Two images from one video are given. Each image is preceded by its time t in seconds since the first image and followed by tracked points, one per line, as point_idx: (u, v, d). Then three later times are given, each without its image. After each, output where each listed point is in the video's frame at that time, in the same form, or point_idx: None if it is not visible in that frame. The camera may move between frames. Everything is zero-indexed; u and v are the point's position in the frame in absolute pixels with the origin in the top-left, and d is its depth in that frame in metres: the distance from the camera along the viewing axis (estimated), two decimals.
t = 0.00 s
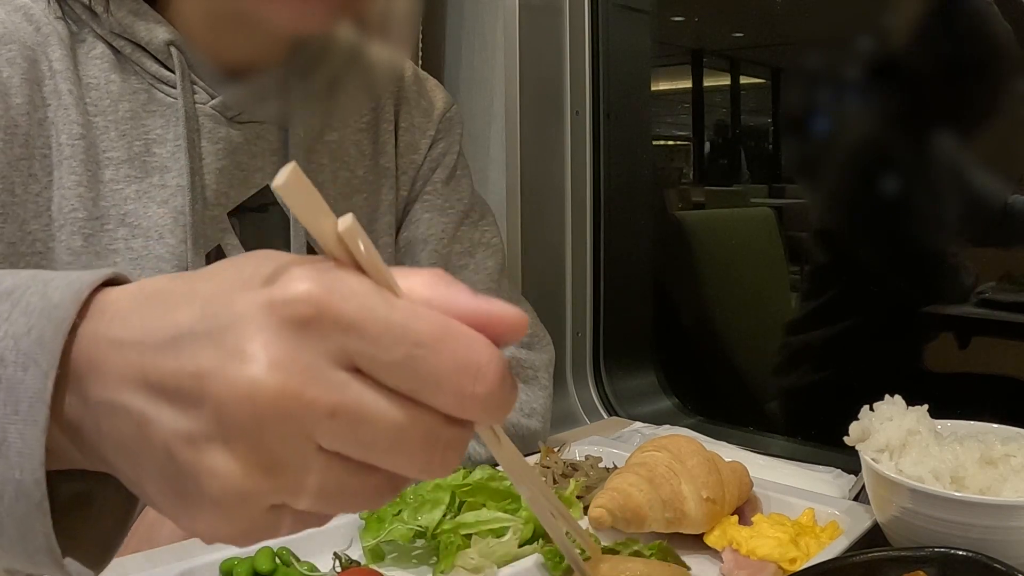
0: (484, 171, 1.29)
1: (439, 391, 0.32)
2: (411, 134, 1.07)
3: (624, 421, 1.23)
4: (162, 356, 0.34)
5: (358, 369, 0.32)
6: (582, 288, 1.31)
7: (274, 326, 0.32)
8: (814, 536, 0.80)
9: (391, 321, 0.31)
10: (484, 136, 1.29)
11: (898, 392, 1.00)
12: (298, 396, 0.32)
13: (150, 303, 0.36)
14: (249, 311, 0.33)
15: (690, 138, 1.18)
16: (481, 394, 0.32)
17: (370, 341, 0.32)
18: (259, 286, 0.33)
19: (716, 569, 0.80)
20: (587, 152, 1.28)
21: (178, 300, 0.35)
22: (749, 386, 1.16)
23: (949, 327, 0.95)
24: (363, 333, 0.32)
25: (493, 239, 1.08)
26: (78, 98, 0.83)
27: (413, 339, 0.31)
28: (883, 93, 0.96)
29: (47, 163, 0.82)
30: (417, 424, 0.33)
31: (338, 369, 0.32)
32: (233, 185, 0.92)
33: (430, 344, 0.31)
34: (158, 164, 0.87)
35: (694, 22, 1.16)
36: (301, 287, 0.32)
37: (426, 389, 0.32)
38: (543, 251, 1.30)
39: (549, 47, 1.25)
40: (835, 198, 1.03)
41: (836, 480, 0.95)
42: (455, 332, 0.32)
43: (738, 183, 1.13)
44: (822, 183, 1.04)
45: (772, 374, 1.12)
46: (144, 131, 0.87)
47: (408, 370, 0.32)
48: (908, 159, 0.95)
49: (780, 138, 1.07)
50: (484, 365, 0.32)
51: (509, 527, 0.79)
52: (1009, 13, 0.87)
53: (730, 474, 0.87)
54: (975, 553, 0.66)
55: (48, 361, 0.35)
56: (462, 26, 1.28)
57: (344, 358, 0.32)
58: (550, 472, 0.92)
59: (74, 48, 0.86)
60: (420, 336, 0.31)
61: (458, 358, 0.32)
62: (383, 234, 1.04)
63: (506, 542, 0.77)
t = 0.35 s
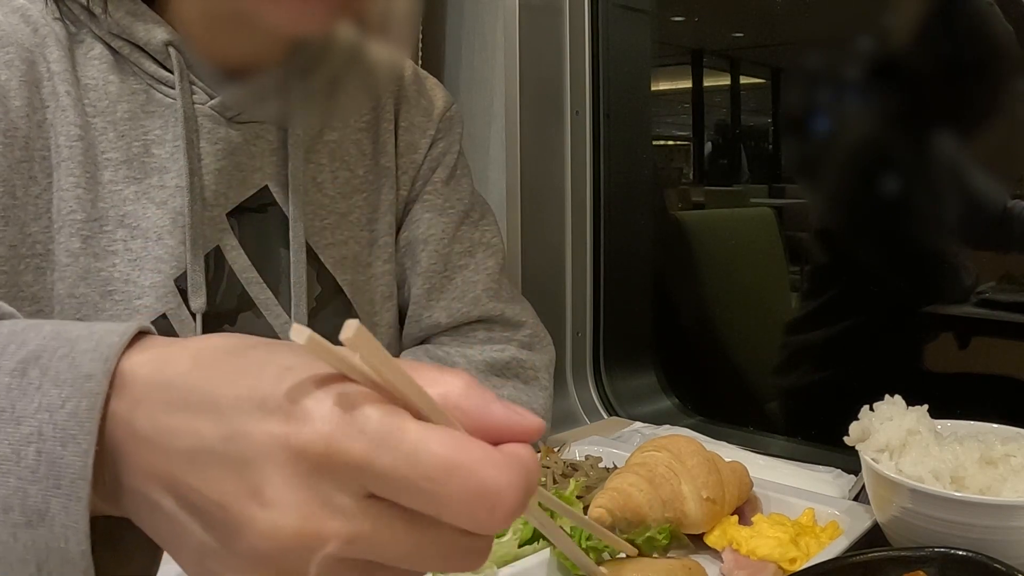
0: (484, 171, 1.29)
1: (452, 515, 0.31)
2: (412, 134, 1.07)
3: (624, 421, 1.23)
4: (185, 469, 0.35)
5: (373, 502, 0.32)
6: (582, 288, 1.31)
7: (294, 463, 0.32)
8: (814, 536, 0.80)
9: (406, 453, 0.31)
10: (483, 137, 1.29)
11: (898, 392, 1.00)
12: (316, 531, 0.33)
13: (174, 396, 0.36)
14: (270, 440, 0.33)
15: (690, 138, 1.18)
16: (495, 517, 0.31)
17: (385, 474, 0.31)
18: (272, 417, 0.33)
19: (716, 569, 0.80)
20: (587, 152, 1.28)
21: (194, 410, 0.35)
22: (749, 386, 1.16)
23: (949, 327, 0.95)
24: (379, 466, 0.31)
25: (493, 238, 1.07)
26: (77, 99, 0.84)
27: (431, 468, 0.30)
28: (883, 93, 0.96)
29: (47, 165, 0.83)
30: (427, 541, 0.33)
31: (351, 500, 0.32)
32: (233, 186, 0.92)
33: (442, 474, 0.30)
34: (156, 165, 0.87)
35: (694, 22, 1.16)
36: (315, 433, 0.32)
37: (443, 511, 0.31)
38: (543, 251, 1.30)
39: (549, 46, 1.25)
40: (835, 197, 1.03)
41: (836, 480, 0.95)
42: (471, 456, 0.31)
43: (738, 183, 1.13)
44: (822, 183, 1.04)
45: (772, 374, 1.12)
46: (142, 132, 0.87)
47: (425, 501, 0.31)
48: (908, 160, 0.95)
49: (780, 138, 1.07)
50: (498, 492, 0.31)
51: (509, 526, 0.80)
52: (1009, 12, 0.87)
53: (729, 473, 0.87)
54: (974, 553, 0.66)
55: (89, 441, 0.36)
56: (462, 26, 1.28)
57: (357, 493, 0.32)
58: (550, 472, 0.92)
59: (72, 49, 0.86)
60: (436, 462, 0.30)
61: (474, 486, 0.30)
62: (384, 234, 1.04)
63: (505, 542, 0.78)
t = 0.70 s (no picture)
0: (484, 172, 1.29)
1: (511, 466, 0.33)
2: (412, 134, 1.06)
3: (623, 421, 1.23)
4: (253, 441, 0.37)
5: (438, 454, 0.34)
6: (582, 288, 1.31)
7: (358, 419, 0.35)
8: (814, 536, 0.80)
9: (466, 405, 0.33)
10: (483, 137, 1.29)
11: (899, 392, 1.00)
12: (390, 478, 0.34)
13: (250, 376, 0.38)
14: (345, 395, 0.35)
15: (690, 138, 1.18)
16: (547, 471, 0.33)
17: (449, 425, 0.33)
18: (341, 381, 0.36)
19: (717, 569, 0.80)
20: (587, 153, 1.28)
21: (265, 384, 0.37)
22: (748, 386, 1.16)
23: (949, 327, 0.95)
24: (446, 417, 0.33)
25: (493, 239, 1.08)
26: (78, 100, 0.83)
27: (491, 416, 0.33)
28: (883, 93, 0.96)
29: (50, 167, 0.82)
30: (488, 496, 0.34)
31: (417, 453, 0.34)
32: (233, 187, 0.92)
33: (499, 424, 0.33)
34: (157, 166, 0.87)
35: (694, 22, 1.16)
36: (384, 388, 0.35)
37: (502, 462, 0.33)
38: (543, 251, 1.30)
39: (550, 46, 1.25)
40: (835, 197, 1.03)
41: (836, 480, 0.95)
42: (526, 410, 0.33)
43: (738, 182, 1.13)
44: (822, 183, 1.04)
45: (772, 374, 1.12)
46: (142, 133, 0.87)
47: (485, 450, 0.33)
48: (908, 159, 0.95)
49: (780, 138, 1.07)
50: (551, 446, 0.33)
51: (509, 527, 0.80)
52: (1009, 12, 0.87)
53: (729, 474, 0.87)
54: (975, 553, 0.66)
55: (175, 436, 0.37)
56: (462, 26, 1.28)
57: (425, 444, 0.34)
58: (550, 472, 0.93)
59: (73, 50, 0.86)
60: (493, 412, 0.33)
61: (529, 436, 0.33)
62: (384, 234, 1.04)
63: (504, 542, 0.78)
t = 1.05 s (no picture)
0: (484, 172, 1.29)
1: (483, 395, 0.35)
2: (413, 134, 1.07)
3: (624, 421, 1.23)
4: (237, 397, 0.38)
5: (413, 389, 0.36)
6: (582, 288, 1.31)
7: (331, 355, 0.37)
8: (814, 536, 0.80)
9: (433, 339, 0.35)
10: (484, 137, 1.29)
11: (899, 392, 1.00)
12: (378, 403, 0.35)
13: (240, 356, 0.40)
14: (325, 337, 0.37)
15: (690, 138, 1.18)
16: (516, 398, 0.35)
17: (421, 361, 0.35)
18: (312, 327, 0.38)
19: (716, 569, 0.80)
20: (587, 152, 1.28)
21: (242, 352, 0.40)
22: (749, 386, 1.16)
23: (949, 327, 0.95)
24: (413, 346, 0.35)
25: (494, 239, 1.08)
26: (79, 101, 0.84)
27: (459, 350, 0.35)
28: (883, 93, 0.96)
29: (52, 168, 0.82)
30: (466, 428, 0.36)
31: (394, 385, 0.36)
32: (233, 187, 0.92)
33: (467, 358, 0.35)
34: (159, 166, 0.87)
35: (694, 23, 1.16)
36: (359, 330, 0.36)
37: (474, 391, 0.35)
38: (544, 251, 1.29)
39: (550, 47, 1.25)
40: (835, 197, 1.03)
41: (836, 480, 0.95)
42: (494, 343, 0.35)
43: (738, 182, 1.13)
44: (822, 183, 1.04)
45: (773, 374, 1.12)
46: (144, 133, 0.87)
47: (457, 383, 0.35)
48: (908, 160, 0.95)
49: (780, 139, 1.07)
50: (516, 374, 0.35)
51: (509, 527, 0.80)
52: (1009, 12, 0.87)
53: (729, 474, 0.87)
54: (975, 553, 0.66)
55: (176, 432, 0.38)
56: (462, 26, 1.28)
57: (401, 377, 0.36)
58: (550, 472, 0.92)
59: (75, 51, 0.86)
60: (459, 346, 0.35)
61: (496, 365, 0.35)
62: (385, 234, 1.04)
63: (502, 543, 0.77)
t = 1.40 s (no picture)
0: (484, 172, 1.29)
1: (352, 533, 0.30)
2: (413, 134, 1.06)
3: (624, 421, 1.23)
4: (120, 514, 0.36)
5: (273, 516, 0.32)
6: (582, 288, 1.31)
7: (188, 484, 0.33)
8: (814, 536, 0.80)
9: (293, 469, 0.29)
10: (483, 136, 1.29)
11: (899, 392, 1.00)
12: (238, 544, 0.33)
13: (97, 443, 0.37)
14: (169, 453, 0.33)
15: (690, 138, 1.18)
16: (398, 537, 0.29)
17: (280, 488, 0.30)
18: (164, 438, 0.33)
19: (716, 569, 0.80)
20: (587, 152, 1.28)
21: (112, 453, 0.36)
22: (749, 386, 1.16)
23: (950, 328, 0.95)
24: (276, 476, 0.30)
25: (493, 238, 1.08)
26: (79, 102, 0.84)
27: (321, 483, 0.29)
28: (883, 93, 0.96)
29: (52, 169, 0.83)
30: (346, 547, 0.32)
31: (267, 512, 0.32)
32: (233, 187, 0.92)
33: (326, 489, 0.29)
34: (159, 167, 0.87)
35: (694, 23, 1.16)
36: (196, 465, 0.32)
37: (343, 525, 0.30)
38: (545, 251, 1.29)
39: (551, 47, 1.25)
40: (835, 198, 1.03)
41: (836, 480, 0.95)
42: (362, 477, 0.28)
43: (739, 182, 1.13)
44: (822, 183, 1.04)
45: (773, 374, 1.12)
46: (144, 134, 0.87)
47: (326, 511, 0.30)
48: (908, 160, 0.95)
49: (780, 138, 1.07)
50: (401, 502, 0.28)
51: (509, 527, 0.80)
52: (1009, 12, 0.87)
53: (730, 474, 0.87)
54: (975, 553, 0.66)
55: (60, 482, 0.38)
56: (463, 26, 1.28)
57: (254, 508, 0.32)
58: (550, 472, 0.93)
59: (75, 51, 0.86)
60: (320, 479, 0.29)
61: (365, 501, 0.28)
62: (384, 234, 1.04)
63: (505, 543, 0.78)
